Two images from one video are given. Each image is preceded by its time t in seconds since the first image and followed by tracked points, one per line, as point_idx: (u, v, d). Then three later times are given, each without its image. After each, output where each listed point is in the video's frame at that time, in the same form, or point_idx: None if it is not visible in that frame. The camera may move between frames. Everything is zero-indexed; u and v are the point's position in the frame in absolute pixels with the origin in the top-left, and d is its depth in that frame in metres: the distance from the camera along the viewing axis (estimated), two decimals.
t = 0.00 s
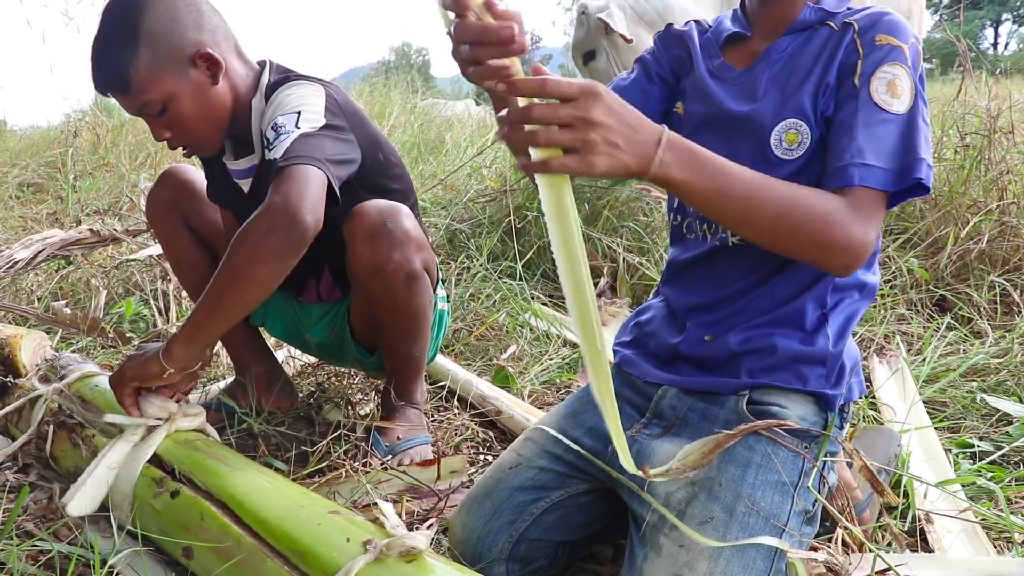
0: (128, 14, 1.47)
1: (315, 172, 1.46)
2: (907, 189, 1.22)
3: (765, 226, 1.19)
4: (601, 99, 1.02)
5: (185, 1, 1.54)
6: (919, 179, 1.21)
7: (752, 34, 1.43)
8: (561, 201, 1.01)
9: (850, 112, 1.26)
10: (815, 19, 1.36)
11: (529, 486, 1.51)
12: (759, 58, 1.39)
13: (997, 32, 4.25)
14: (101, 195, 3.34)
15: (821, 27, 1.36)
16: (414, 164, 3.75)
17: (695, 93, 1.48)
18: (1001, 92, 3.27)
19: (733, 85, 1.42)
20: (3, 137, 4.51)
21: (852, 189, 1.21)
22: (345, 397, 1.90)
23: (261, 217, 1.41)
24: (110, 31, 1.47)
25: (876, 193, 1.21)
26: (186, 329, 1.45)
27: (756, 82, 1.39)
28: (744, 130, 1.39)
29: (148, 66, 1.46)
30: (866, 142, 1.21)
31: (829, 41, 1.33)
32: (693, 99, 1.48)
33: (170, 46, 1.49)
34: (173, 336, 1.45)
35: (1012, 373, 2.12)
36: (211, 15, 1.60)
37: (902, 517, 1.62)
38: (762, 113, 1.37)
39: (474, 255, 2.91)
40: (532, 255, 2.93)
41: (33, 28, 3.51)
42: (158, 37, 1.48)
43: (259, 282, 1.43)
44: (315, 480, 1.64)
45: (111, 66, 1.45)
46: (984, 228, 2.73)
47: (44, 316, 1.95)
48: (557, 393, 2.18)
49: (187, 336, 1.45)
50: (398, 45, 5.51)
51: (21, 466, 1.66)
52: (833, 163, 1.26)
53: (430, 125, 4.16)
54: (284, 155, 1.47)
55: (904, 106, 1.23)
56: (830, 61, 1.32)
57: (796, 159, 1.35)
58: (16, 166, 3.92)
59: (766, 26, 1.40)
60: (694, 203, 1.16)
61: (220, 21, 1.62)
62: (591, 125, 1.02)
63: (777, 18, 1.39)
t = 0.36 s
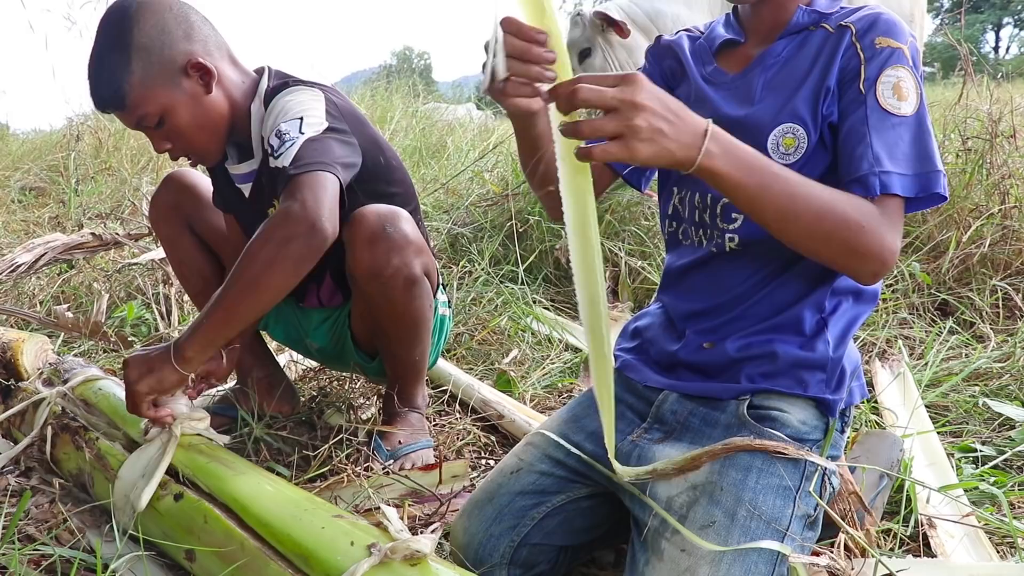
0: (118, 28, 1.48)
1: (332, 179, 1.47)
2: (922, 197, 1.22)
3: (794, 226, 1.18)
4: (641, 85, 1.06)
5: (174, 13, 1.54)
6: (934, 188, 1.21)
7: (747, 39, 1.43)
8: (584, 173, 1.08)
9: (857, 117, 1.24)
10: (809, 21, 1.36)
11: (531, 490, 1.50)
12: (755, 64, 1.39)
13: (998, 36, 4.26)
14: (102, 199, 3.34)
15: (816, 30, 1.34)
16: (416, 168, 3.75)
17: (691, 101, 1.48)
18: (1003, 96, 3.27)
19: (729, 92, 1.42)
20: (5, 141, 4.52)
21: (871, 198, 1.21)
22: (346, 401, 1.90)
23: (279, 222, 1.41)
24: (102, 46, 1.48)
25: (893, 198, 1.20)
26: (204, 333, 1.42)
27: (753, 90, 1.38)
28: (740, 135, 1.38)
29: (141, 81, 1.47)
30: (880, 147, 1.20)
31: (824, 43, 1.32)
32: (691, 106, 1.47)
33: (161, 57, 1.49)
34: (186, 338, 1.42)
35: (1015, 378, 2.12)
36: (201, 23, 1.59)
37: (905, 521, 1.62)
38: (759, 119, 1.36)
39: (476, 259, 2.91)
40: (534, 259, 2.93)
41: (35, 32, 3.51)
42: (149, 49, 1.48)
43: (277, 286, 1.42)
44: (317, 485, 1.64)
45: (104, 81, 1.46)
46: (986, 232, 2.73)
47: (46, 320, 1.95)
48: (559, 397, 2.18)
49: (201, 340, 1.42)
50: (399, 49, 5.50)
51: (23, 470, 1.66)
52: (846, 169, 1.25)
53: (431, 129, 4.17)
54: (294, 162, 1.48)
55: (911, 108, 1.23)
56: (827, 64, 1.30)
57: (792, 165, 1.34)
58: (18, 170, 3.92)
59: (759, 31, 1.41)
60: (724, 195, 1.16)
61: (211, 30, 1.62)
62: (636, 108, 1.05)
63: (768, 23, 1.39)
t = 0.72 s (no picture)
0: (112, 48, 1.49)
1: (349, 174, 1.48)
2: (938, 180, 1.21)
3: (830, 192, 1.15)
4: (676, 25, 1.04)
5: (165, 27, 1.54)
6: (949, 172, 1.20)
7: (749, 39, 1.44)
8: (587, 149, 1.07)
9: (869, 100, 1.23)
10: (810, 17, 1.36)
11: (535, 494, 1.50)
12: (759, 61, 1.39)
13: (999, 38, 4.27)
14: (103, 206, 3.35)
15: (820, 26, 1.34)
16: (416, 173, 3.76)
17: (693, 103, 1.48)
18: (1004, 98, 3.28)
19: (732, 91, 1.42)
20: (5, 149, 4.53)
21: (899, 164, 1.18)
22: (349, 407, 1.90)
23: (302, 215, 1.41)
24: (98, 65, 1.49)
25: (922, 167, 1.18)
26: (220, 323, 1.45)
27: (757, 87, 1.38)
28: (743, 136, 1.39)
29: (136, 97, 1.47)
30: (897, 123, 1.19)
31: (826, 37, 1.33)
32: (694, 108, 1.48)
33: (154, 72, 1.49)
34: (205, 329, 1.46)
35: (1018, 379, 2.12)
36: (193, 36, 1.58)
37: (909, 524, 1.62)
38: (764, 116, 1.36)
39: (477, 264, 2.92)
40: (535, 263, 2.93)
41: (36, 40, 3.52)
42: (141, 66, 1.48)
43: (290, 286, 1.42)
44: (320, 491, 1.63)
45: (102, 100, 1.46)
46: (988, 233, 2.73)
47: (48, 327, 1.95)
48: (561, 402, 2.18)
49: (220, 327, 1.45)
50: (400, 54, 5.50)
51: (25, 477, 1.66)
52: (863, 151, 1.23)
53: (432, 135, 4.17)
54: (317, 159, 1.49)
55: (922, 92, 1.22)
56: (832, 57, 1.31)
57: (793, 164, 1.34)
58: (18, 178, 3.93)
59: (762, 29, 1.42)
60: (766, 151, 1.14)
61: (203, 41, 1.61)
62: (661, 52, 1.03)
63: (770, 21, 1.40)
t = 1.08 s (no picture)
0: (101, 59, 1.50)
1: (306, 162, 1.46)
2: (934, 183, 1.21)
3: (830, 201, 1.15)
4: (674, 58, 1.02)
5: (152, 36, 1.54)
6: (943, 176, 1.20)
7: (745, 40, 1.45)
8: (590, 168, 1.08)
9: (864, 104, 1.23)
10: (801, 19, 1.36)
11: (529, 495, 1.50)
12: (752, 64, 1.40)
13: (996, 41, 4.28)
14: (98, 206, 3.34)
15: (812, 27, 1.34)
16: (413, 173, 3.76)
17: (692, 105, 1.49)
18: (1000, 100, 3.29)
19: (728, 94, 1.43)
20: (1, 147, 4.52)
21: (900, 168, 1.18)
22: (344, 407, 1.88)
23: (248, 214, 1.40)
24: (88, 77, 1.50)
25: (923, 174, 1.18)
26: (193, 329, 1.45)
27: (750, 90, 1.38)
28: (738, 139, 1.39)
29: (127, 106, 1.47)
30: (891, 127, 1.19)
31: (820, 38, 1.32)
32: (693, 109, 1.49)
33: (142, 81, 1.49)
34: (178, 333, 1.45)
35: (1012, 381, 2.12)
36: (181, 44, 1.59)
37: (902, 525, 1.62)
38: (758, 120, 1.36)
39: (473, 265, 2.92)
40: (531, 264, 2.93)
41: (32, 39, 3.51)
42: (129, 75, 1.49)
43: (253, 275, 1.42)
44: (315, 491, 1.63)
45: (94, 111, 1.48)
46: (983, 235, 2.73)
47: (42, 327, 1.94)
48: (556, 403, 2.18)
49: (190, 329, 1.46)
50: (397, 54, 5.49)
51: (19, 477, 1.65)
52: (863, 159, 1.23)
53: (428, 135, 4.17)
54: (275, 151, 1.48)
55: (916, 94, 1.22)
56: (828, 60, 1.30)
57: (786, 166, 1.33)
58: (13, 177, 3.92)
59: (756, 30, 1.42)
60: (765, 166, 1.14)
61: (192, 49, 1.61)
62: (649, 92, 1.04)
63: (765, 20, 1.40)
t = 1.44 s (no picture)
0: (86, 75, 1.48)
1: (325, 181, 1.47)
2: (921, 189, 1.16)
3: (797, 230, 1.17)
4: (617, 88, 1.10)
5: (135, 48, 1.53)
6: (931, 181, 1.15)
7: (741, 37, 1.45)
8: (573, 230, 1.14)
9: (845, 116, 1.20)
10: (782, 19, 1.33)
11: (530, 493, 1.50)
12: (735, 69, 1.39)
13: (996, 39, 4.28)
14: (98, 205, 3.35)
15: (791, 31, 1.32)
16: (412, 172, 3.76)
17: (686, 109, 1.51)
18: (1000, 98, 3.29)
19: (715, 99, 1.43)
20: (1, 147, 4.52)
21: (877, 199, 1.17)
22: (345, 406, 1.88)
23: (286, 230, 1.40)
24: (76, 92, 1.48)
25: (900, 198, 1.16)
26: (219, 338, 1.40)
27: (734, 97, 1.38)
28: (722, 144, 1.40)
29: (115, 117, 1.46)
30: (868, 143, 1.16)
31: (800, 44, 1.29)
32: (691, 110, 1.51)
33: (131, 93, 1.48)
34: (193, 343, 1.40)
35: (1012, 378, 2.12)
36: (163, 54, 1.57)
37: (903, 522, 1.63)
38: (734, 128, 1.36)
39: (473, 263, 2.93)
40: (531, 262, 2.93)
41: (31, 39, 3.51)
42: (114, 88, 1.47)
43: (279, 292, 1.42)
44: (315, 490, 1.63)
45: (85, 125, 1.46)
46: (983, 233, 2.74)
47: (43, 326, 1.94)
48: (557, 401, 2.18)
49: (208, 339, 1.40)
50: (396, 53, 5.48)
51: (20, 476, 1.65)
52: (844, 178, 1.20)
53: (428, 133, 4.18)
54: (287, 169, 1.46)
55: (900, 98, 1.17)
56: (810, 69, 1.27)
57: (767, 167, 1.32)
58: (12, 177, 3.92)
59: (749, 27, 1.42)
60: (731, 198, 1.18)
61: (175, 58, 1.61)
62: (593, 123, 1.12)
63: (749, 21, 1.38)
